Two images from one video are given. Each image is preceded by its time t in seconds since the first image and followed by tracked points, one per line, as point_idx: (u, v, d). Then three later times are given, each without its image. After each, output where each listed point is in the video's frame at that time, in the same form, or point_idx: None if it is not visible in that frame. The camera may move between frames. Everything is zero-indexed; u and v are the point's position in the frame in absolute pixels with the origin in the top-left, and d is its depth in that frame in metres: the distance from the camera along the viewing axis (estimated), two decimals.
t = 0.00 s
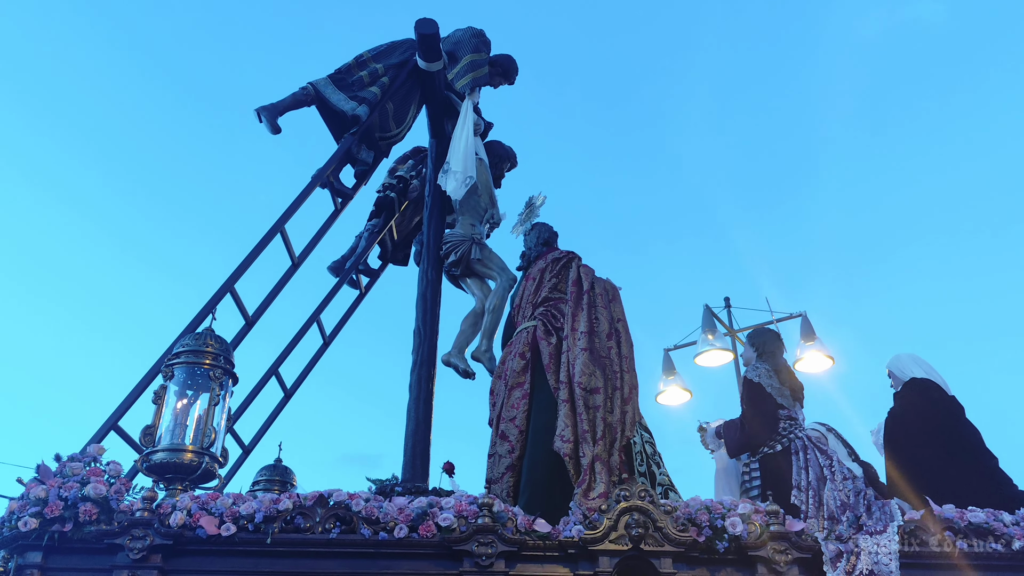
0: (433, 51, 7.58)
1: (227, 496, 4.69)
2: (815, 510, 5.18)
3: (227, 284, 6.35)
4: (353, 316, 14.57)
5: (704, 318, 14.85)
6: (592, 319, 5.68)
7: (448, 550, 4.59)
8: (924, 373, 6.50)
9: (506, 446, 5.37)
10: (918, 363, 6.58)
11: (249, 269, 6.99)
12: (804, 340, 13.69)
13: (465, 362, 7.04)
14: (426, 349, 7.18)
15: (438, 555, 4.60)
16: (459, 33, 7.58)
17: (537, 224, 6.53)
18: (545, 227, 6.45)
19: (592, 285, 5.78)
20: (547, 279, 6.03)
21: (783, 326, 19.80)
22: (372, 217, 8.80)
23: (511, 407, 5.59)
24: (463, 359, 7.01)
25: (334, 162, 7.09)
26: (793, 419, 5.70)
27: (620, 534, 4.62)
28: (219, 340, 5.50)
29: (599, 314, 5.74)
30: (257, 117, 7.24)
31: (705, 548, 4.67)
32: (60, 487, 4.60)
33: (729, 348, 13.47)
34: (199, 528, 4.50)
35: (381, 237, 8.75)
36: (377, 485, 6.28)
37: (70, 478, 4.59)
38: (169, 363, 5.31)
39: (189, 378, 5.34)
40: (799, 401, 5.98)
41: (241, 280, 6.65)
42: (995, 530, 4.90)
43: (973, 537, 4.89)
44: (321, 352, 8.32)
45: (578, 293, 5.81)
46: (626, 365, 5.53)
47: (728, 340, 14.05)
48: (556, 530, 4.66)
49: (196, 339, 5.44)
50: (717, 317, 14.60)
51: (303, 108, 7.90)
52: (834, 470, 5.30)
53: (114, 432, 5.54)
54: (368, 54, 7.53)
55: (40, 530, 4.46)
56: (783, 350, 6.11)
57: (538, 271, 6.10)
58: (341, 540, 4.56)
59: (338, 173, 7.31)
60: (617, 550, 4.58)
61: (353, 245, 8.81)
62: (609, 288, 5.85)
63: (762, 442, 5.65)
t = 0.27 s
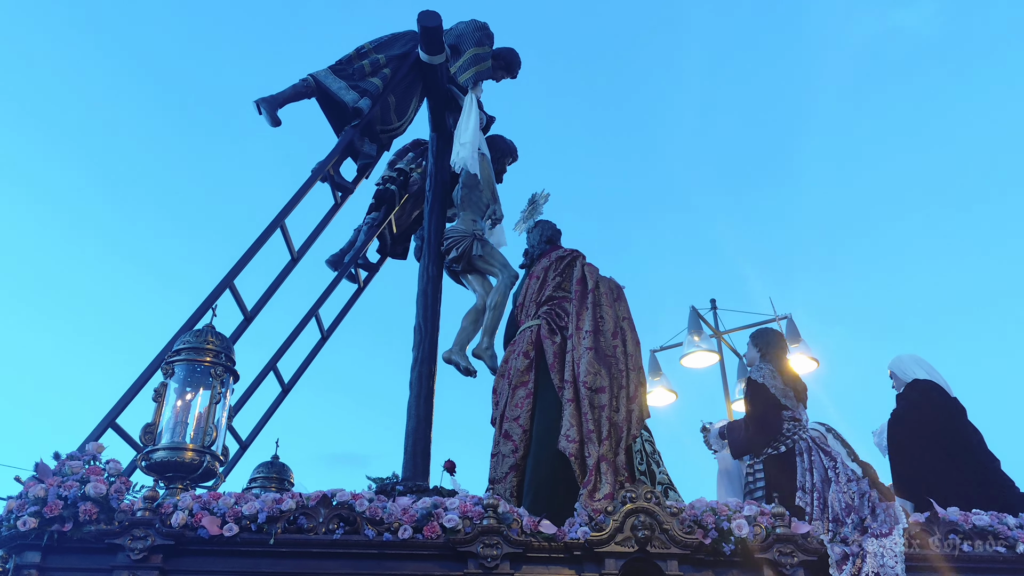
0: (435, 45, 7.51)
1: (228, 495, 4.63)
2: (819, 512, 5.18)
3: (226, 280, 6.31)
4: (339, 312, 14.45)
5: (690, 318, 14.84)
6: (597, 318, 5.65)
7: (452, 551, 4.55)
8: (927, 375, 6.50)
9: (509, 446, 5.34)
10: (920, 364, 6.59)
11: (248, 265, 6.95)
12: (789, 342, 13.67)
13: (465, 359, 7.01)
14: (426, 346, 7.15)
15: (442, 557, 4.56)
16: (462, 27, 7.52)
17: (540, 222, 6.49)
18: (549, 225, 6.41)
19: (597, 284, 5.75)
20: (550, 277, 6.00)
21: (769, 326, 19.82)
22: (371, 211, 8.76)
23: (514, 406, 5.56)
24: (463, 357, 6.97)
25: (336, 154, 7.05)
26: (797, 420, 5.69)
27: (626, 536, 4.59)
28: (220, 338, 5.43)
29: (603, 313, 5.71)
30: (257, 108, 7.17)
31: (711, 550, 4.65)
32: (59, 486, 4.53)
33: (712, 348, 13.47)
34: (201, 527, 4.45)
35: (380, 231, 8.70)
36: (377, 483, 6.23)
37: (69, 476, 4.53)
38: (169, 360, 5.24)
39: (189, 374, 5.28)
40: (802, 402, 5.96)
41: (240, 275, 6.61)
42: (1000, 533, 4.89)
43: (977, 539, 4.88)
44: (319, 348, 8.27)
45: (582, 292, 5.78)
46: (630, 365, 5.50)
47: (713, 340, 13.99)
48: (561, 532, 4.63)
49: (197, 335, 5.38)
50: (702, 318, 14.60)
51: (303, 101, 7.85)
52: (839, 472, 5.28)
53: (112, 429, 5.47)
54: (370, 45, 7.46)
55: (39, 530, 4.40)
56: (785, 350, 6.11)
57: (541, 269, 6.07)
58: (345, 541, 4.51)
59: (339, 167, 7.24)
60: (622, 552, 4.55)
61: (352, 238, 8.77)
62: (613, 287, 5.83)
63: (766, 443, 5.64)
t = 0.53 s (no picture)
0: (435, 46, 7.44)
1: (236, 495, 4.64)
2: (821, 513, 5.23)
3: (229, 281, 6.33)
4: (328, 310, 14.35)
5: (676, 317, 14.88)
6: (601, 320, 5.69)
7: (460, 551, 4.57)
8: (925, 378, 6.57)
9: (514, 446, 5.37)
10: (919, 367, 6.66)
11: (250, 266, 6.98)
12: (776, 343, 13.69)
13: (466, 360, 6.99)
14: (427, 347, 7.11)
15: (450, 557, 4.58)
16: (463, 28, 7.49)
17: (543, 225, 6.54)
18: (552, 228, 6.47)
19: (601, 286, 5.79)
20: (554, 279, 6.03)
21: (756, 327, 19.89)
22: (368, 212, 8.60)
23: (519, 407, 5.59)
24: (464, 358, 6.96)
25: (338, 156, 6.97)
26: (799, 421, 5.74)
27: (633, 537, 4.62)
28: (225, 337, 5.43)
29: (607, 315, 5.74)
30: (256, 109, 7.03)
31: (717, 551, 4.69)
32: (67, 485, 4.53)
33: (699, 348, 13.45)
34: (210, 527, 4.45)
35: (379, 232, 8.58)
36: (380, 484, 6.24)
37: (76, 476, 4.52)
38: (175, 361, 5.24)
39: (195, 374, 5.27)
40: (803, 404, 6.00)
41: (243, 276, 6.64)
42: (1000, 534, 4.96)
43: (978, 541, 4.95)
44: (317, 348, 8.29)
45: (586, 294, 5.81)
46: (634, 365, 5.54)
47: (700, 340, 14.03)
48: (568, 532, 4.66)
49: (202, 335, 5.38)
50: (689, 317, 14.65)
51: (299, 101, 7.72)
52: (840, 473, 5.34)
53: (116, 429, 5.46)
54: (371, 45, 7.36)
55: (47, 529, 4.40)
56: (785, 352, 6.15)
57: (545, 270, 6.11)
58: (353, 541, 4.53)
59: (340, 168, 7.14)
60: (629, 552, 4.59)
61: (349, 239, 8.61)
62: (617, 289, 5.86)
63: (769, 445, 5.68)
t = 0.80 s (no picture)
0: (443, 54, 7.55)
1: (249, 495, 4.70)
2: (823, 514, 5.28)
3: (239, 284, 6.47)
4: (324, 311, 14.40)
5: (664, 318, 14.98)
6: (607, 325, 5.77)
7: (471, 550, 4.65)
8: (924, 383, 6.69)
9: (522, 449, 5.43)
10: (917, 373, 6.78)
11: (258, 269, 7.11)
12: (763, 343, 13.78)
13: (471, 364, 7.10)
14: (431, 351, 7.20)
15: (461, 556, 4.65)
16: (470, 36, 7.60)
17: (548, 230, 6.63)
18: (557, 233, 6.55)
19: (606, 291, 5.87)
20: (560, 284, 6.10)
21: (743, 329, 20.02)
22: (373, 218, 8.69)
23: (526, 410, 5.66)
24: (469, 361, 7.06)
25: (346, 162, 7.11)
26: (801, 425, 5.83)
27: (640, 537, 4.70)
28: (236, 339, 5.48)
29: (613, 320, 5.82)
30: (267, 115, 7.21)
31: (723, 551, 4.77)
32: (82, 485, 4.58)
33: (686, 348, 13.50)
34: (224, 527, 4.51)
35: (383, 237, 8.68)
36: (387, 485, 6.30)
37: (92, 475, 4.57)
38: (187, 362, 5.29)
39: (208, 376, 5.32)
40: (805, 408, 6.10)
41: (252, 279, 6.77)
42: (998, 536, 5.06)
43: (977, 542, 5.05)
44: (320, 352, 8.39)
45: (592, 299, 5.89)
46: (640, 370, 5.63)
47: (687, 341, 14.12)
48: (577, 533, 4.74)
49: (213, 337, 5.44)
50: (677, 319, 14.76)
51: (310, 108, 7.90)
52: (841, 476, 5.45)
53: (127, 430, 5.51)
54: (380, 55, 7.53)
55: (62, 527, 4.44)
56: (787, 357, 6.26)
57: (551, 275, 6.19)
58: (366, 540, 4.58)
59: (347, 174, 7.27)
60: (637, 553, 4.66)
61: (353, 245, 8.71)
62: (623, 295, 5.94)
63: (771, 448, 5.75)
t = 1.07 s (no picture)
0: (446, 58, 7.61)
1: (259, 494, 4.73)
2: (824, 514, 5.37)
3: (245, 284, 6.54)
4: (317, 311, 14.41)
5: (651, 317, 14.99)
6: (610, 328, 5.83)
7: (479, 549, 4.70)
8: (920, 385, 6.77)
9: (527, 449, 5.49)
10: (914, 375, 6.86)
11: (263, 270, 7.18)
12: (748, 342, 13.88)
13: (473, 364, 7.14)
14: (433, 353, 7.27)
15: (469, 555, 4.70)
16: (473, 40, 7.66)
17: (551, 233, 6.68)
18: (560, 236, 6.60)
19: (610, 294, 5.92)
20: (564, 286, 6.16)
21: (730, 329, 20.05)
22: (374, 219, 8.74)
23: (530, 411, 5.71)
24: (471, 362, 7.10)
25: (350, 164, 7.13)
26: (801, 426, 5.92)
27: (646, 537, 4.76)
28: (243, 339, 5.51)
29: (616, 323, 5.88)
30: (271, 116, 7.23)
31: (727, 551, 4.83)
32: (92, 484, 4.60)
33: (674, 347, 13.39)
34: (235, 526, 4.54)
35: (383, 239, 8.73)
36: (390, 485, 6.35)
37: (102, 474, 4.60)
38: (195, 362, 5.32)
39: (216, 376, 5.35)
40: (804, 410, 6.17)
41: (257, 280, 6.85)
42: (995, 536, 5.15)
43: (975, 543, 5.14)
44: (322, 353, 8.45)
45: (596, 302, 5.95)
46: (643, 373, 5.69)
47: (675, 340, 14.11)
48: (583, 532, 4.79)
49: (220, 337, 5.46)
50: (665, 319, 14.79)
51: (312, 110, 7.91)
52: (841, 477, 5.52)
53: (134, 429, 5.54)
54: (383, 57, 7.59)
55: (73, 526, 4.47)
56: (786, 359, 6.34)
57: (555, 278, 6.24)
58: (375, 539, 4.63)
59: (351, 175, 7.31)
60: (642, 552, 4.72)
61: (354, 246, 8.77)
62: (626, 298, 5.99)
63: (772, 449, 5.83)
